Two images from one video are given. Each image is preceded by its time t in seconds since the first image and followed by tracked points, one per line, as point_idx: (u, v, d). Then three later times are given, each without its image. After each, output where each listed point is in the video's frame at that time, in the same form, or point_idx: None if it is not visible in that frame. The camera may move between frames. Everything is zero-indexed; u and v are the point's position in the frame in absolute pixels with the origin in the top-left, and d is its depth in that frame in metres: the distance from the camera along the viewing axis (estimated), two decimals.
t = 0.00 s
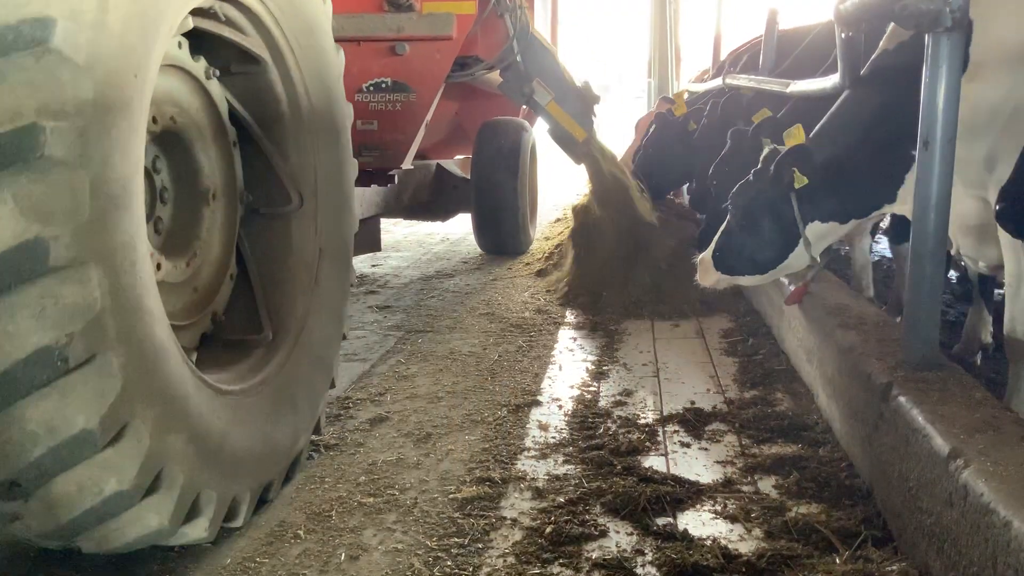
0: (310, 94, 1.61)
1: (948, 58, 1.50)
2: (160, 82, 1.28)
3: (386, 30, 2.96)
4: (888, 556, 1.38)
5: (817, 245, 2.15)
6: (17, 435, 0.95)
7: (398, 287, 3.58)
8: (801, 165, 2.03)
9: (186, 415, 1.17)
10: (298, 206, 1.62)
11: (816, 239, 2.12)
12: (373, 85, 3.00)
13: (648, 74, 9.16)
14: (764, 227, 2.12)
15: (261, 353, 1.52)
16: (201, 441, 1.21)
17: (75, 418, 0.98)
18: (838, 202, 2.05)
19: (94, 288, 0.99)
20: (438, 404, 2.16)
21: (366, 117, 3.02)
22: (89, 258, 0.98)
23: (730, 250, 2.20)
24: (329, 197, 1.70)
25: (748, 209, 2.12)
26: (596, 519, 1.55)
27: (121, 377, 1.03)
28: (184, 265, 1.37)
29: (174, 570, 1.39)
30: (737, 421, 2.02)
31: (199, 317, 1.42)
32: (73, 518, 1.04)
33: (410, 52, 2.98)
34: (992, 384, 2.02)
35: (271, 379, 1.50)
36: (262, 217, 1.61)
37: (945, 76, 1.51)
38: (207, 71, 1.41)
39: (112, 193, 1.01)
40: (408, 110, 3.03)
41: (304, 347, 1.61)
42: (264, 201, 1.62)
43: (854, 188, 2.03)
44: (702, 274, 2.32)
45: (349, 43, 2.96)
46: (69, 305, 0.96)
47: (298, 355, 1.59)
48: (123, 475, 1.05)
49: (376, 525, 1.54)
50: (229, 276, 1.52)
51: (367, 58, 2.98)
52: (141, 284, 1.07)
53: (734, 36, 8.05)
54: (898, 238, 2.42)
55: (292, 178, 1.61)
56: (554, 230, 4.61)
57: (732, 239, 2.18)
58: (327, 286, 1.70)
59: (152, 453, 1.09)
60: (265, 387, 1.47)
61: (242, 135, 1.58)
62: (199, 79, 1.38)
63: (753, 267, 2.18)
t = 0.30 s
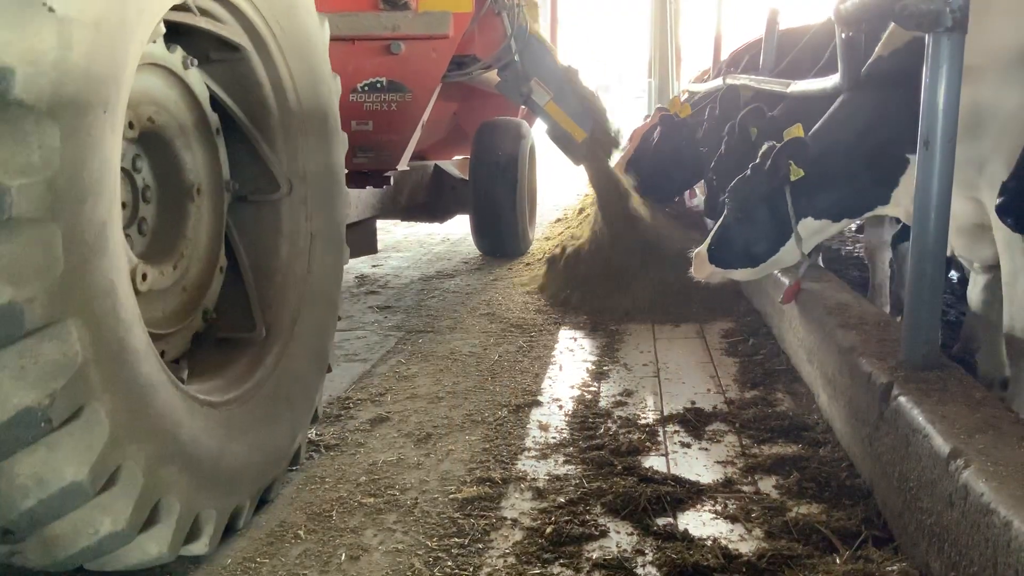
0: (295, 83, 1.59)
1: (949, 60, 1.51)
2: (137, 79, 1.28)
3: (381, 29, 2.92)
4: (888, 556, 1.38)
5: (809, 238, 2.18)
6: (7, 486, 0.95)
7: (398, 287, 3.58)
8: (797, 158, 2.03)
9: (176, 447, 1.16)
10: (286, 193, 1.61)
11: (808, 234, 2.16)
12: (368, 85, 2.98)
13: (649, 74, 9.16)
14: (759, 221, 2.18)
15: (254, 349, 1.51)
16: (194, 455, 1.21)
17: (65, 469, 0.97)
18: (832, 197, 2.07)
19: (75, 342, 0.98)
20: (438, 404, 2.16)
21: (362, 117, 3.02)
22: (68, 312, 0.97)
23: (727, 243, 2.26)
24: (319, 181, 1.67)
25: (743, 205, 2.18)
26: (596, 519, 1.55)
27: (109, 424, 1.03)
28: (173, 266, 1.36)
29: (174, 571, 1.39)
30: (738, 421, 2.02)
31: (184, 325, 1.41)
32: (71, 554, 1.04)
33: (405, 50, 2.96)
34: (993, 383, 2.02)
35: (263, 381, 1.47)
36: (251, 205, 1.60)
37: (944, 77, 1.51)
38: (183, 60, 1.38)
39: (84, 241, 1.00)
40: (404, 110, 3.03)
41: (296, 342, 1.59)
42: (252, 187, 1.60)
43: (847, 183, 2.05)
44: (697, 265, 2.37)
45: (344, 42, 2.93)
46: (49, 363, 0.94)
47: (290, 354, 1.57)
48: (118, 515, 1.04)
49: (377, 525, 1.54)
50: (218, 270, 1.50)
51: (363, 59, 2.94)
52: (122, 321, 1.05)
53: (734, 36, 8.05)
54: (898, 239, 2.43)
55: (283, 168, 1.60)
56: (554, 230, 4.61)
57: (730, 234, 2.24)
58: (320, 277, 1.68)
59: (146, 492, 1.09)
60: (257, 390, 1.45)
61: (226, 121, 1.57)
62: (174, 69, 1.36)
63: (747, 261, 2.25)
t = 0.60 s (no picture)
0: (282, 83, 1.48)
1: (948, 60, 1.51)
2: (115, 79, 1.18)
3: (375, 28, 2.91)
4: (888, 556, 1.38)
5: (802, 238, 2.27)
6: None
7: (398, 287, 3.58)
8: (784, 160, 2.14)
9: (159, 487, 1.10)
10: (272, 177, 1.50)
11: (801, 233, 2.25)
12: (363, 84, 2.96)
13: (648, 74, 9.16)
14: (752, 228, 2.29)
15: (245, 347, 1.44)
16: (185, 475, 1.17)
17: (57, 518, 0.89)
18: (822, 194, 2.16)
19: (57, 396, 0.91)
20: (438, 404, 2.17)
21: (356, 118, 2.99)
22: (45, 368, 0.90)
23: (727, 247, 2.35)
24: (305, 173, 1.58)
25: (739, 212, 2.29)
26: (596, 519, 1.55)
27: (100, 467, 0.98)
28: (158, 270, 1.30)
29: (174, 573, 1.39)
30: (737, 421, 2.02)
31: (171, 328, 1.35)
32: None
33: (400, 49, 2.94)
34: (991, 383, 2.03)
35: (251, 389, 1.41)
36: (236, 192, 1.49)
37: (944, 77, 1.51)
38: (158, 49, 1.26)
39: (56, 291, 0.92)
40: (399, 110, 3.00)
41: (284, 337, 1.52)
42: (237, 173, 1.49)
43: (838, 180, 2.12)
44: (700, 272, 2.48)
45: (339, 40, 2.91)
46: (33, 419, 0.87)
47: (280, 355, 1.50)
48: (116, 551, 0.98)
49: (376, 525, 1.54)
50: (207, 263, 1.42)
51: (359, 58, 2.93)
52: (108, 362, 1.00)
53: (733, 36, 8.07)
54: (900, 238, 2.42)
55: (270, 156, 1.49)
56: (554, 229, 4.62)
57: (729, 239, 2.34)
58: (309, 265, 1.60)
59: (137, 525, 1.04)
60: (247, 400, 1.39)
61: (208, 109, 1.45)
62: (149, 62, 1.25)
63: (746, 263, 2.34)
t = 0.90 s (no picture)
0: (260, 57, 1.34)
1: (947, 61, 1.51)
2: (81, 77, 1.06)
3: (368, 25, 2.87)
4: (887, 556, 1.38)
5: (799, 232, 2.38)
6: None
7: (398, 287, 3.58)
8: (777, 158, 2.27)
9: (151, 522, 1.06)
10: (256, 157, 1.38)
11: (796, 227, 2.36)
12: (355, 83, 2.91)
13: (648, 74, 9.17)
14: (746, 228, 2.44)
15: (232, 344, 1.36)
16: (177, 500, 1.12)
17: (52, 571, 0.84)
18: (812, 191, 2.26)
19: (39, 457, 0.85)
20: (438, 404, 2.17)
21: (349, 117, 2.95)
22: (24, 432, 0.84)
23: (728, 245, 2.50)
24: (291, 146, 1.44)
25: (735, 213, 2.44)
26: (596, 519, 1.55)
27: (95, 516, 0.94)
28: (139, 271, 1.21)
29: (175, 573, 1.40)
30: (737, 421, 2.02)
31: (155, 330, 1.27)
32: None
33: (394, 47, 2.91)
34: (990, 382, 2.03)
35: (238, 394, 1.33)
36: (219, 175, 1.37)
37: (944, 77, 1.51)
38: (125, 37, 1.14)
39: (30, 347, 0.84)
40: (393, 110, 2.96)
41: (277, 329, 1.42)
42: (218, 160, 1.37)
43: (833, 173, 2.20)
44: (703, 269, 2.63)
45: (330, 38, 2.89)
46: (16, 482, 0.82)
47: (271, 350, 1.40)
48: None
49: (376, 525, 1.54)
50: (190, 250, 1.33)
51: (351, 55, 2.90)
52: (95, 407, 0.94)
53: (733, 36, 8.07)
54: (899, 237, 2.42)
55: (253, 142, 1.37)
56: (554, 229, 4.62)
57: (730, 238, 2.49)
58: (303, 242, 1.47)
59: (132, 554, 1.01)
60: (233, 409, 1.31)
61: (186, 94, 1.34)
62: (120, 56, 1.13)
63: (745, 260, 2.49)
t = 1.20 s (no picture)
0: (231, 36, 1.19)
1: (947, 63, 1.51)
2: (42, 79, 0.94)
3: (361, 22, 2.85)
4: (888, 556, 1.38)
5: (799, 225, 2.39)
6: None
7: (398, 287, 3.59)
8: (774, 152, 2.29)
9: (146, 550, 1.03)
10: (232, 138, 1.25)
11: (796, 220, 2.37)
12: (347, 83, 2.88)
13: (649, 74, 9.17)
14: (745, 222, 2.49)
15: (219, 339, 1.26)
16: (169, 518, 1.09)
17: None
18: (810, 188, 2.27)
19: (23, 524, 0.81)
20: (439, 404, 2.17)
21: (341, 118, 2.91)
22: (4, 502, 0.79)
23: (728, 238, 2.54)
24: (269, 125, 1.29)
25: (735, 207, 2.49)
26: (596, 519, 1.55)
27: (84, 564, 0.91)
28: (116, 272, 1.12)
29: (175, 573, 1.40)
30: (738, 421, 2.02)
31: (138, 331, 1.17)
32: None
33: (387, 46, 2.88)
34: (990, 381, 2.03)
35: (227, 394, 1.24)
36: (194, 156, 1.24)
37: (944, 77, 1.51)
38: (81, 28, 0.99)
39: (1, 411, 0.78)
40: (386, 110, 2.92)
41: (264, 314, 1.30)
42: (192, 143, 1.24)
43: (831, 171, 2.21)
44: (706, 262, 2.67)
45: (321, 36, 2.84)
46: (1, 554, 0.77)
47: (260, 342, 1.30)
48: None
49: (376, 525, 1.54)
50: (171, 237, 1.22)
51: (342, 54, 2.86)
52: (75, 454, 0.89)
53: (734, 37, 8.07)
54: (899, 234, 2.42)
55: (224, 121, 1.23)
56: (555, 229, 4.62)
57: (730, 230, 2.53)
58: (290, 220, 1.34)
59: None
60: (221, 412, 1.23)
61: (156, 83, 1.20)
62: (87, 52, 1.01)
63: (745, 253, 2.52)
